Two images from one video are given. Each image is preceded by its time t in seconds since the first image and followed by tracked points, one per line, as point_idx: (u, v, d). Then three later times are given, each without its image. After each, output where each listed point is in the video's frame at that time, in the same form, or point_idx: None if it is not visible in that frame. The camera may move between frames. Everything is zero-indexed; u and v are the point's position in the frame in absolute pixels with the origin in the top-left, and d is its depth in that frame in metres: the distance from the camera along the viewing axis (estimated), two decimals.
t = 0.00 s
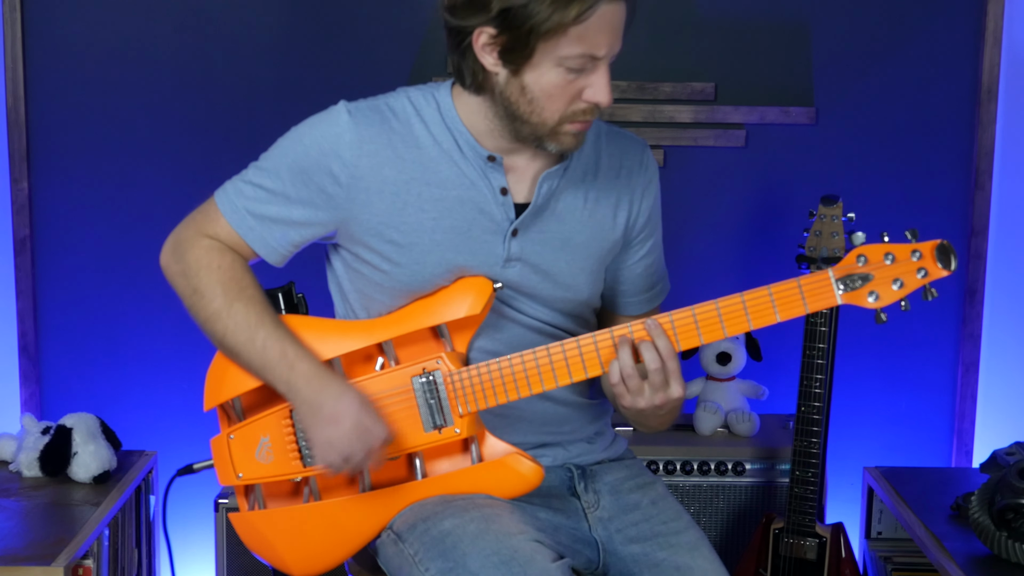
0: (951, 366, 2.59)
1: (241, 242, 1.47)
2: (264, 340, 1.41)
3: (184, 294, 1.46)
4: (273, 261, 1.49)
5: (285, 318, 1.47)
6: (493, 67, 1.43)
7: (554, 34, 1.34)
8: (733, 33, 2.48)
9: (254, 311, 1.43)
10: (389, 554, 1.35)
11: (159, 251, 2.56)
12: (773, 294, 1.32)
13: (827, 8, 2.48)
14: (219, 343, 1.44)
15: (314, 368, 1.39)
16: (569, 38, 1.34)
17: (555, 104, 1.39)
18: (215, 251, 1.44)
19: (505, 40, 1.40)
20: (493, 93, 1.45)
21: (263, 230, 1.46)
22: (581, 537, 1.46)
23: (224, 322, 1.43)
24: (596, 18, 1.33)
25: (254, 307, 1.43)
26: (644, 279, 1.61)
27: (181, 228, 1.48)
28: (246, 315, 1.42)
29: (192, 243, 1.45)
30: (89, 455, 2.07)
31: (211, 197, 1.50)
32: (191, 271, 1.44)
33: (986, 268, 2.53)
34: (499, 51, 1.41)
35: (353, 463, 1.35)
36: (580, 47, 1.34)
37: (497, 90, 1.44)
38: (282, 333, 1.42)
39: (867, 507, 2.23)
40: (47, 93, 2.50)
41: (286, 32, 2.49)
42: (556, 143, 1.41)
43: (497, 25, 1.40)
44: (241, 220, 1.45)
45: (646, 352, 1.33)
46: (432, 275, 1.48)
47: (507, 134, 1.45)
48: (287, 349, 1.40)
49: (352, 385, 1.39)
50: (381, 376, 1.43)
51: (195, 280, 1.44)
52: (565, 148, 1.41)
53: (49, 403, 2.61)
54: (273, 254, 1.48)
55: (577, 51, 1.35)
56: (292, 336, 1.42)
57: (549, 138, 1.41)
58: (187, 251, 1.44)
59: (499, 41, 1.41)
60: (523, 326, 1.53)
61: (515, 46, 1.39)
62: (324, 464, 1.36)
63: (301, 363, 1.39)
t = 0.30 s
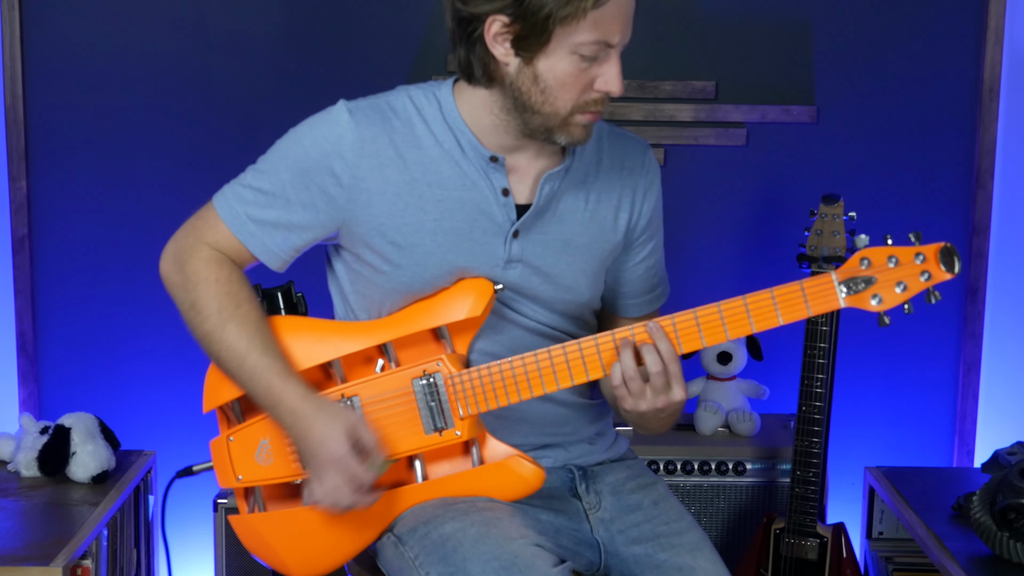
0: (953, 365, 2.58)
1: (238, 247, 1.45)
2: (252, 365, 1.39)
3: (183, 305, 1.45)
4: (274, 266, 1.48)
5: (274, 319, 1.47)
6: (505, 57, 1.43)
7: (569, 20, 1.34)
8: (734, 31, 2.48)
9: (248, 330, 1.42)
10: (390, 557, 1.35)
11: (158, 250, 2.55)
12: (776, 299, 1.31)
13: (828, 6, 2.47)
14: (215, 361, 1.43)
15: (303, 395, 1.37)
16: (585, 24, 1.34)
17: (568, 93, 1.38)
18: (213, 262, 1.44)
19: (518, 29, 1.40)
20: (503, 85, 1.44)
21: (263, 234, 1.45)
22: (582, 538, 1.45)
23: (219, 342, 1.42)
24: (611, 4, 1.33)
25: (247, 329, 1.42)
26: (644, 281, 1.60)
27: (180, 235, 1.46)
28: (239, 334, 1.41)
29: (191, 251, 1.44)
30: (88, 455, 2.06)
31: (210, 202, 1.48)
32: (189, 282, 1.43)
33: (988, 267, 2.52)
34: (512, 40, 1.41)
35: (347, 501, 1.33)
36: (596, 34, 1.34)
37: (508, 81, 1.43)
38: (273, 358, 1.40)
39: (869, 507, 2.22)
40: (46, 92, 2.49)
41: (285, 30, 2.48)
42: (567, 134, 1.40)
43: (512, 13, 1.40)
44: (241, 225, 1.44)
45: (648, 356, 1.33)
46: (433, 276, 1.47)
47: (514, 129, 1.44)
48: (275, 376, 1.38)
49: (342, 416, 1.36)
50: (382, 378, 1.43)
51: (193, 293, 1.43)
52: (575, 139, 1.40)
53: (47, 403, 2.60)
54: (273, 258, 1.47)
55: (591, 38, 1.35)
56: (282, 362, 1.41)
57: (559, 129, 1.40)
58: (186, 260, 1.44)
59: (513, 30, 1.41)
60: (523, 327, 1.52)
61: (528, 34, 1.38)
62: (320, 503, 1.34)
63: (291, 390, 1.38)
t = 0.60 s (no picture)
0: (955, 364, 2.58)
1: (237, 239, 1.45)
2: (251, 347, 1.40)
3: (180, 293, 1.45)
4: (272, 260, 1.48)
5: (275, 317, 1.46)
6: (501, 74, 1.41)
7: (562, 43, 1.32)
8: (735, 30, 2.47)
9: (245, 313, 1.42)
10: (390, 556, 1.34)
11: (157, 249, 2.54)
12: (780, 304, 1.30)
13: (829, 5, 2.46)
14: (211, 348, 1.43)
15: (301, 373, 1.37)
16: (579, 47, 1.32)
17: (563, 114, 1.37)
18: (210, 251, 1.43)
19: (513, 47, 1.38)
20: (499, 100, 1.43)
21: (262, 228, 1.45)
22: (582, 539, 1.45)
23: (216, 327, 1.42)
24: (605, 27, 1.31)
25: (244, 311, 1.42)
26: (642, 286, 1.59)
27: (179, 225, 1.46)
28: (235, 319, 1.41)
29: (189, 241, 1.44)
30: (87, 455, 2.06)
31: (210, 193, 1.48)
32: (186, 271, 1.43)
33: (989, 266, 2.51)
34: (506, 58, 1.39)
35: (358, 468, 1.34)
36: (589, 56, 1.32)
37: (504, 97, 1.42)
38: (271, 341, 1.40)
39: (870, 507, 2.21)
40: (44, 91, 2.48)
41: (284, 29, 2.48)
42: (563, 154, 1.39)
43: (506, 31, 1.38)
44: (240, 217, 1.44)
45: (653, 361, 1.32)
46: (433, 275, 1.47)
47: (511, 138, 1.43)
48: (271, 359, 1.39)
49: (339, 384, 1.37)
50: (383, 376, 1.42)
51: (189, 282, 1.43)
52: (570, 158, 1.39)
53: (45, 402, 2.60)
54: (270, 252, 1.47)
55: (585, 61, 1.33)
56: (280, 343, 1.41)
57: (555, 147, 1.39)
58: (183, 250, 1.43)
59: (507, 49, 1.39)
60: (523, 329, 1.51)
61: (523, 54, 1.36)
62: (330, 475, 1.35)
63: (289, 368, 1.38)
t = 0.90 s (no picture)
0: (956, 364, 2.57)
1: (238, 246, 1.44)
2: (259, 358, 1.39)
3: (184, 303, 1.45)
4: (273, 265, 1.47)
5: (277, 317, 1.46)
6: (500, 65, 1.41)
7: (561, 31, 1.32)
8: (735, 28, 2.46)
9: (252, 322, 1.41)
10: (389, 557, 1.34)
11: (156, 249, 2.53)
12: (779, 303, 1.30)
13: (830, 3, 2.45)
14: (218, 358, 1.42)
15: (312, 382, 1.37)
16: (577, 35, 1.31)
17: (562, 103, 1.36)
18: (213, 258, 1.43)
19: (512, 37, 1.37)
20: (498, 93, 1.42)
21: (263, 233, 1.44)
22: (582, 539, 1.45)
23: (223, 336, 1.41)
24: (604, 14, 1.30)
25: (250, 321, 1.41)
26: (646, 288, 1.58)
27: (180, 233, 1.46)
28: (244, 326, 1.41)
29: (190, 248, 1.43)
30: (85, 455, 2.05)
31: (209, 199, 1.47)
32: (190, 279, 1.42)
33: (991, 266, 2.50)
34: (505, 48, 1.38)
35: (374, 478, 1.33)
36: (588, 44, 1.32)
37: (503, 88, 1.41)
38: (280, 350, 1.40)
39: (871, 507, 2.21)
40: (42, 89, 2.48)
41: (283, 27, 2.47)
42: (563, 144, 1.38)
43: (504, 21, 1.37)
44: (240, 224, 1.43)
45: (670, 355, 1.31)
46: (431, 277, 1.46)
47: (510, 131, 1.43)
48: (281, 368, 1.38)
49: (351, 393, 1.36)
50: (379, 377, 1.41)
51: (195, 290, 1.42)
52: (571, 148, 1.38)
53: (44, 402, 2.59)
54: (272, 258, 1.46)
55: (584, 49, 1.32)
56: (286, 353, 1.40)
57: (555, 138, 1.38)
58: (185, 258, 1.43)
59: (506, 39, 1.38)
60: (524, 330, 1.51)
61: (522, 43, 1.36)
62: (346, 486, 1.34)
63: (298, 380, 1.37)
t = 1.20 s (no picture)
0: (958, 364, 2.56)
1: (235, 232, 1.45)
2: (243, 347, 1.39)
3: (175, 285, 1.46)
4: (268, 254, 1.47)
5: (272, 313, 1.45)
6: (508, 75, 1.41)
7: (571, 43, 1.32)
8: (736, 26, 2.45)
9: (240, 310, 1.42)
10: (388, 560, 1.32)
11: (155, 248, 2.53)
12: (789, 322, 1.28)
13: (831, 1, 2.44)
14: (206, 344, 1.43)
15: (294, 373, 1.38)
16: (588, 47, 1.31)
17: (572, 114, 1.36)
18: (205, 243, 1.43)
19: (521, 49, 1.37)
20: (507, 103, 1.42)
21: (261, 222, 1.45)
22: (583, 541, 1.44)
23: (209, 322, 1.42)
24: (614, 27, 1.30)
25: (238, 308, 1.42)
26: (656, 294, 1.56)
27: (175, 214, 1.46)
28: (231, 313, 1.41)
29: (185, 231, 1.43)
30: (84, 455, 2.04)
31: (209, 183, 1.48)
32: (180, 262, 1.43)
33: (993, 265, 2.49)
34: (515, 59, 1.38)
35: (355, 467, 1.36)
36: (598, 56, 1.32)
37: (512, 99, 1.41)
38: (263, 338, 1.40)
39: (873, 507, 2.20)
40: (40, 88, 2.47)
41: (283, 26, 2.46)
42: (572, 155, 1.38)
43: (514, 33, 1.37)
44: (239, 210, 1.44)
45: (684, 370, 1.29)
46: (435, 278, 1.46)
47: (517, 140, 1.43)
48: (265, 358, 1.38)
49: (332, 384, 1.37)
50: (384, 377, 1.41)
51: (184, 275, 1.43)
52: (579, 159, 1.38)
53: (42, 401, 2.58)
54: (269, 247, 1.46)
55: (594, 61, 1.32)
56: (273, 341, 1.41)
57: (563, 148, 1.37)
58: (177, 241, 1.43)
59: (515, 50, 1.39)
60: (526, 334, 1.50)
61: (531, 55, 1.36)
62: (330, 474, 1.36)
63: (281, 368, 1.38)
